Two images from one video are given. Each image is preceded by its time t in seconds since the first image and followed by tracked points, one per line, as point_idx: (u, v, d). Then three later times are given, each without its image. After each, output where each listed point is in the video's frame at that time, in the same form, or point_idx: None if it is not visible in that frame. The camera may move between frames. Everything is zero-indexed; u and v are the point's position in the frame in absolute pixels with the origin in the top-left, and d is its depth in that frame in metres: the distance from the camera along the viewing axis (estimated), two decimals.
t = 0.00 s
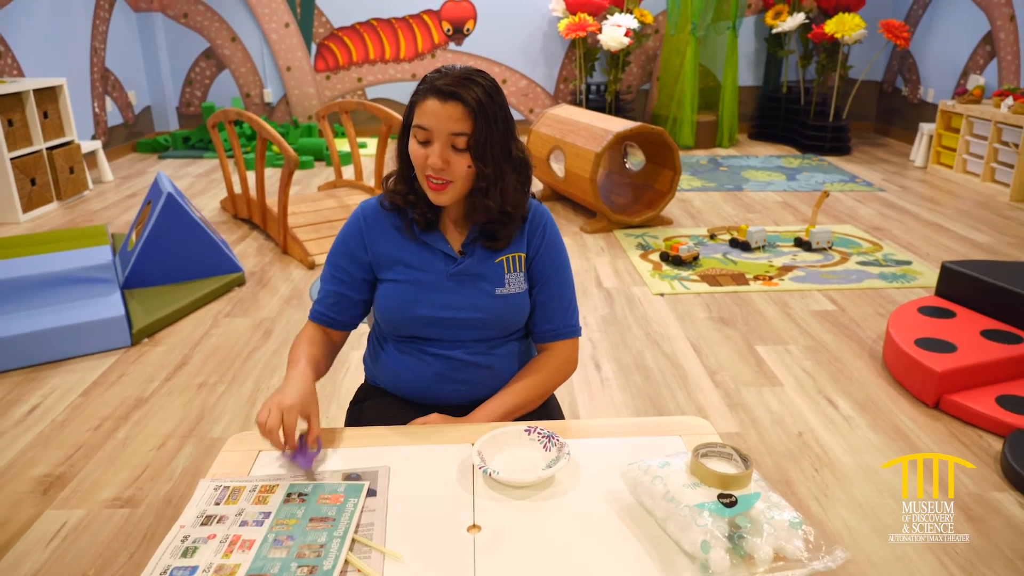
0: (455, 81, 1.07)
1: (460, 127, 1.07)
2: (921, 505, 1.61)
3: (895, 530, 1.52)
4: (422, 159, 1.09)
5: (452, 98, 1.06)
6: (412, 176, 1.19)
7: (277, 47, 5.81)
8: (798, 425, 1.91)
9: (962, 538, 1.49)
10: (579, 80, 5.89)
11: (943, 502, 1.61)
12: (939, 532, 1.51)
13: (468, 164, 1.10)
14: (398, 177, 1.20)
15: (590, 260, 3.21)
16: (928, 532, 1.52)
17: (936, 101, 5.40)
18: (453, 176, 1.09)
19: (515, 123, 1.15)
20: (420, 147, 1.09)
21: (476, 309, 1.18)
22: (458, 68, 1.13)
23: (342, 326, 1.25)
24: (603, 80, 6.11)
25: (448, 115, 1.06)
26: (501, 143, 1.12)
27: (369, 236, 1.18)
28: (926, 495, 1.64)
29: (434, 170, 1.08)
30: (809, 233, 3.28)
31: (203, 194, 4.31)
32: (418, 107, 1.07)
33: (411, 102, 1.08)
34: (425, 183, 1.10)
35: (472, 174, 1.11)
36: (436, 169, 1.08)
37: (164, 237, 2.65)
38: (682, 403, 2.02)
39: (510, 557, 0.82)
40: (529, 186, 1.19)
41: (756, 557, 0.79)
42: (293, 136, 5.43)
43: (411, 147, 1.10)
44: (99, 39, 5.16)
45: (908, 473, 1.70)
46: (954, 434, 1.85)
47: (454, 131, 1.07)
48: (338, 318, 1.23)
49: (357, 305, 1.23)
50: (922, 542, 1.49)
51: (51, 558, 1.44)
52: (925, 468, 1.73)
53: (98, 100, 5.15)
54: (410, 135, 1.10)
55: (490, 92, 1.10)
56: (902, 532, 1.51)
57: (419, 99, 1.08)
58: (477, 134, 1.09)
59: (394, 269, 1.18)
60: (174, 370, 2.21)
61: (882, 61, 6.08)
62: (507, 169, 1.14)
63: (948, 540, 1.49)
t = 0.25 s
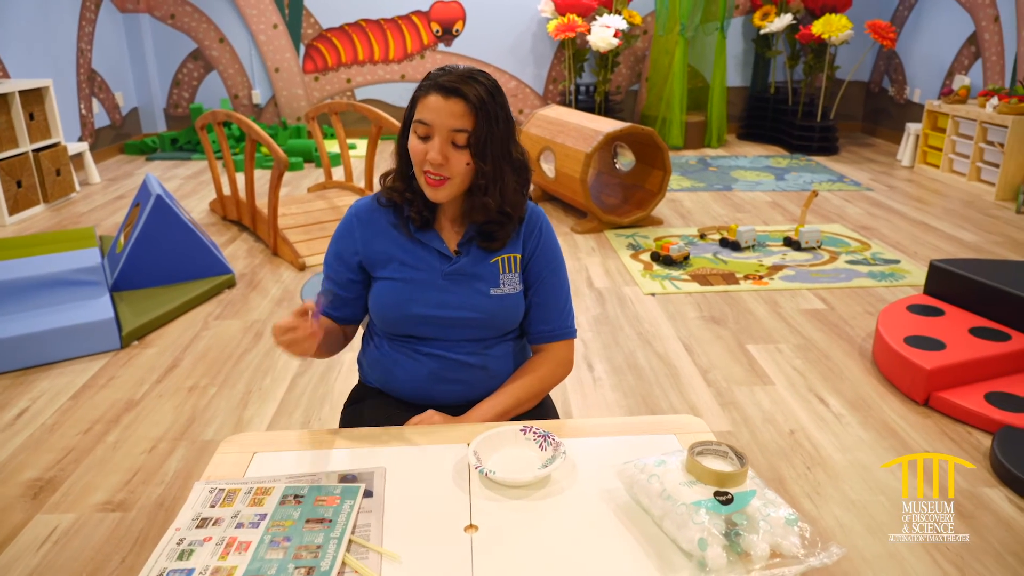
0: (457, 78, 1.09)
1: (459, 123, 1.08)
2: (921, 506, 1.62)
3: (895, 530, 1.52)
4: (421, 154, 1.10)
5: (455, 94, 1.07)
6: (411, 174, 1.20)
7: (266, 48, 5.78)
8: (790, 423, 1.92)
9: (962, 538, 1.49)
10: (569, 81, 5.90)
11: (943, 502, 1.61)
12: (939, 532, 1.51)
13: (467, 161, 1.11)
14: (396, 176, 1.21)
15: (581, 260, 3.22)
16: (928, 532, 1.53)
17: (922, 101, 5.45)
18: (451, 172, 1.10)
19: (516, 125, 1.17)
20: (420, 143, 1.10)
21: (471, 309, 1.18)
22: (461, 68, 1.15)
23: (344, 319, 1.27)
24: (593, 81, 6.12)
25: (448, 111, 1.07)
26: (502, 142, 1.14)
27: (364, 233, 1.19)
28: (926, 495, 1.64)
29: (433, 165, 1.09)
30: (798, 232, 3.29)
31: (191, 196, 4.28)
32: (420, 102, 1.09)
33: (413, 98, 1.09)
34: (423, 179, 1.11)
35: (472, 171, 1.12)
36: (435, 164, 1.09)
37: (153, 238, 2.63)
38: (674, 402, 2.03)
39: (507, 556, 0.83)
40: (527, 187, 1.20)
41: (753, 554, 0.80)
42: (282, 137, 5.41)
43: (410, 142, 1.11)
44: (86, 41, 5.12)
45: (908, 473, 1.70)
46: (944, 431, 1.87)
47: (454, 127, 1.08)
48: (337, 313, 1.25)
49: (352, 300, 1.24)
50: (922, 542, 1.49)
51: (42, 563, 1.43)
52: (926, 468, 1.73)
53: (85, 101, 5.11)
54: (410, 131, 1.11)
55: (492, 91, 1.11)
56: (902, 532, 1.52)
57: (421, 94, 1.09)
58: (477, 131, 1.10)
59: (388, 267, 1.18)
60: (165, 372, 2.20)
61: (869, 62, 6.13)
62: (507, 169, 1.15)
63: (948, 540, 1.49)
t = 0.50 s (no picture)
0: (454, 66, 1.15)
1: (470, 101, 1.13)
2: (921, 505, 1.62)
3: (894, 530, 1.52)
4: (437, 139, 1.12)
5: (459, 77, 1.13)
6: (410, 182, 1.21)
7: (259, 50, 5.77)
8: (787, 423, 1.92)
9: (962, 538, 1.49)
10: (563, 82, 5.91)
11: (943, 502, 1.62)
12: (939, 532, 1.51)
13: (480, 140, 1.15)
14: (393, 185, 1.21)
15: (576, 262, 3.22)
16: (928, 532, 1.53)
17: (913, 102, 5.48)
18: (468, 150, 1.13)
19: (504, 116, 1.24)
20: (434, 129, 1.13)
21: (475, 309, 1.18)
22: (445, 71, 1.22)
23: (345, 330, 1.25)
24: (586, 82, 6.13)
25: (459, 91, 1.12)
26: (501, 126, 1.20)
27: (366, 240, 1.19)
28: (926, 494, 1.65)
29: (452, 144, 1.11)
30: (792, 233, 3.31)
31: (185, 199, 4.27)
32: (427, 90, 1.13)
33: (417, 89, 1.13)
34: (441, 164, 1.13)
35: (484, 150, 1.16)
36: (454, 144, 1.12)
37: (148, 241, 2.63)
38: (671, 402, 2.03)
39: (512, 557, 0.83)
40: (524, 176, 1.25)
41: (755, 553, 0.80)
42: (275, 139, 5.40)
43: (421, 132, 1.13)
44: (77, 43, 5.10)
45: (908, 473, 1.71)
46: (940, 430, 1.88)
47: (466, 106, 1.13)
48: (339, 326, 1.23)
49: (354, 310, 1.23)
50: (922, 542, 1.50)
51: (38, 567, 1.42)
52: (926, 468, 1.73)
53: (77, 104, 5.09)
54: (417, 122, 1.14)
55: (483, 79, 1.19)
56: (902, 532, 1.52)
57: (425, 84, 1.14)
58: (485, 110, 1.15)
59: (391, 271, 1.18)
60: (161, 376, 2.19)
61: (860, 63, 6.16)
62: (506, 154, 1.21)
63: (948, 540, 1.50)
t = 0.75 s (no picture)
0: (467, 73, 1.15)
1: (484, 111, 1.14)
2: (921, 505, 1.63)
3: (895, 530, 1.53)
4: (453, 151, 1.13)
5: (473, 86, 1.13)
6: (413, 185, 1.21)
7: (251, 52, 5.76)
8: (784, 423, 1.93)
9: (962, 538, 1.50)
10: (556, 84, 5.92)
11: (943, 502, 1.62)
12: (939, 532, 1.52)
13: (492, 150, 1.16)
14: (395, 189, 1.21)
15: (571, 263, 3.22)
16: (928, 532, 1.54)
17: (904, 103, 5.51)
18: (483, 161, 1.14)
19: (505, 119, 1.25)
20: (449, 141, 1.13)
21: (479, 308, 1.19)
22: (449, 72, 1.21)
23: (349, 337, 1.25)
24: (579, 84, 6.14)
25: (474, 102, 1.13)
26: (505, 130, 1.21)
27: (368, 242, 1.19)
28: (926, 495, 1.65)
29: (468, 157, 1.13)
30: (786, 233, 3.32)
31: (178, 202, 4.25)
32: (441, 101, 1.12)
33: (429, 98, 1.13)
34: (457, 176, 1.14)
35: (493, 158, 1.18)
36: (470, 157, 1.13)
37: (142, 244, 2.61)
38: (668, 403, 2.04)
39: (517, 557, 0.83)
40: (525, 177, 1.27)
41: (758, 552, 0.80)
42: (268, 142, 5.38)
43: (435, 143, 1.13)
44: (68, 45, 5.08)
45: (908, 473, 1.71)
46: (935, 429, 1.89)
47: (481, 117, 1.14)
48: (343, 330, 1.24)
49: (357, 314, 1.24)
50: (922, 542, 1.50)
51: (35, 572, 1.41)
52: (925, 468, 1.74)
53: (68, 106, 5.07)
54: (429, 132, 1.14)
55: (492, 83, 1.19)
56: (902, 532, 1.53)
57: (438, 93, 1.13)
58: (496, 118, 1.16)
59: (394, 272, 1.18)
60: (156, 379, 2.18)
61: (852, 64, 6.19)
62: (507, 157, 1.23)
63: (948, 540, 1.50)
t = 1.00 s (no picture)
0: (479, 80, 1.16)
1: (495, 119, 1.15)
2: (921, 505, 1.63)
3: (895, 530, 1.53)
4: (463, 157, 1.15)
5: (484, 93, 1.14)
6: (418, 189, 1.22)
7: (242, 54, 5.74)
8: (779, 422, 1.94)
9: (962, 538, 1.50)
10: (549, 86, 5.93)
11: (943, 501, 1.63)
12: (939, 532, 1.52)
13: (500, 157, 1.18)
14: (401, 193, 1.22)
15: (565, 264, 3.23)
16: (928, 532, 1.54)
17: (894, 104, 5.55)
18: (492, 167, 1.16)
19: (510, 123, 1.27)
20: (460, 147, 1.15)
21: (480, 316, 1.21)
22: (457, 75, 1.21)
23: (349, 341, 1.28)
24: (572, 85, 6.14)
25: (486, 110, 1.14)
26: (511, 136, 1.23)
27: (368, 249, 1.21)
28: (926, 495, 1.66)
29: (478, 164, 1.14)
30: (779, 234, 3.33)
31: (169, 204, 4.23)
32: (452, 106, 1.14)
33: (439, 103, 1.14)
34: (466, 182, 1.15)
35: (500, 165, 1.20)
36: (479, 164, 1.14)
37: (135, 247, 2.60)
38: (664, 403, 2.04)
39: (521, 558, 0.83)
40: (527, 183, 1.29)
41: (759, 551, 0.81)
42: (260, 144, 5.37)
43: (445, 149, 1.15)
44: (58, 47, 5.05)
45: (908, 473, 1.72)
46: (929, 428, 1.90)
47: (491, 124, 1.15)
48: (343, 334, 1.26)
49: (357, 318, 1.25)
50: (921, 542, 1.51)
51: None
52: (924, 467, 1.75)
53: (58, 109, 5.04)
54: (438, 137, 1.15)
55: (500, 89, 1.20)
56: (902, 532, 1.53)
57: (448, 99, 1.14)
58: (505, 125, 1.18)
59: (394, 279, 1.21)
60: (150, 383, 2.17)
61: (842, 65, 6.23)
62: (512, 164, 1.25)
63: (949, 541, 1.50)
